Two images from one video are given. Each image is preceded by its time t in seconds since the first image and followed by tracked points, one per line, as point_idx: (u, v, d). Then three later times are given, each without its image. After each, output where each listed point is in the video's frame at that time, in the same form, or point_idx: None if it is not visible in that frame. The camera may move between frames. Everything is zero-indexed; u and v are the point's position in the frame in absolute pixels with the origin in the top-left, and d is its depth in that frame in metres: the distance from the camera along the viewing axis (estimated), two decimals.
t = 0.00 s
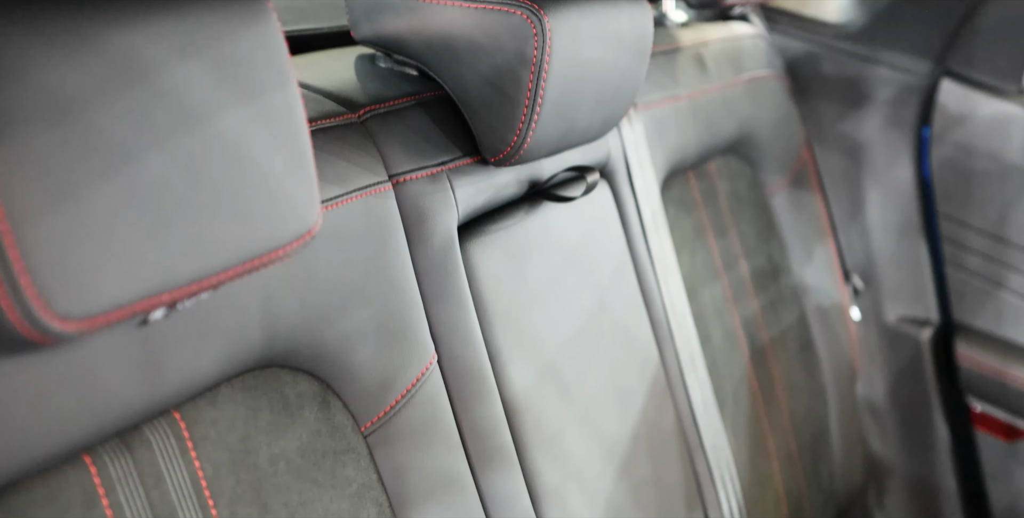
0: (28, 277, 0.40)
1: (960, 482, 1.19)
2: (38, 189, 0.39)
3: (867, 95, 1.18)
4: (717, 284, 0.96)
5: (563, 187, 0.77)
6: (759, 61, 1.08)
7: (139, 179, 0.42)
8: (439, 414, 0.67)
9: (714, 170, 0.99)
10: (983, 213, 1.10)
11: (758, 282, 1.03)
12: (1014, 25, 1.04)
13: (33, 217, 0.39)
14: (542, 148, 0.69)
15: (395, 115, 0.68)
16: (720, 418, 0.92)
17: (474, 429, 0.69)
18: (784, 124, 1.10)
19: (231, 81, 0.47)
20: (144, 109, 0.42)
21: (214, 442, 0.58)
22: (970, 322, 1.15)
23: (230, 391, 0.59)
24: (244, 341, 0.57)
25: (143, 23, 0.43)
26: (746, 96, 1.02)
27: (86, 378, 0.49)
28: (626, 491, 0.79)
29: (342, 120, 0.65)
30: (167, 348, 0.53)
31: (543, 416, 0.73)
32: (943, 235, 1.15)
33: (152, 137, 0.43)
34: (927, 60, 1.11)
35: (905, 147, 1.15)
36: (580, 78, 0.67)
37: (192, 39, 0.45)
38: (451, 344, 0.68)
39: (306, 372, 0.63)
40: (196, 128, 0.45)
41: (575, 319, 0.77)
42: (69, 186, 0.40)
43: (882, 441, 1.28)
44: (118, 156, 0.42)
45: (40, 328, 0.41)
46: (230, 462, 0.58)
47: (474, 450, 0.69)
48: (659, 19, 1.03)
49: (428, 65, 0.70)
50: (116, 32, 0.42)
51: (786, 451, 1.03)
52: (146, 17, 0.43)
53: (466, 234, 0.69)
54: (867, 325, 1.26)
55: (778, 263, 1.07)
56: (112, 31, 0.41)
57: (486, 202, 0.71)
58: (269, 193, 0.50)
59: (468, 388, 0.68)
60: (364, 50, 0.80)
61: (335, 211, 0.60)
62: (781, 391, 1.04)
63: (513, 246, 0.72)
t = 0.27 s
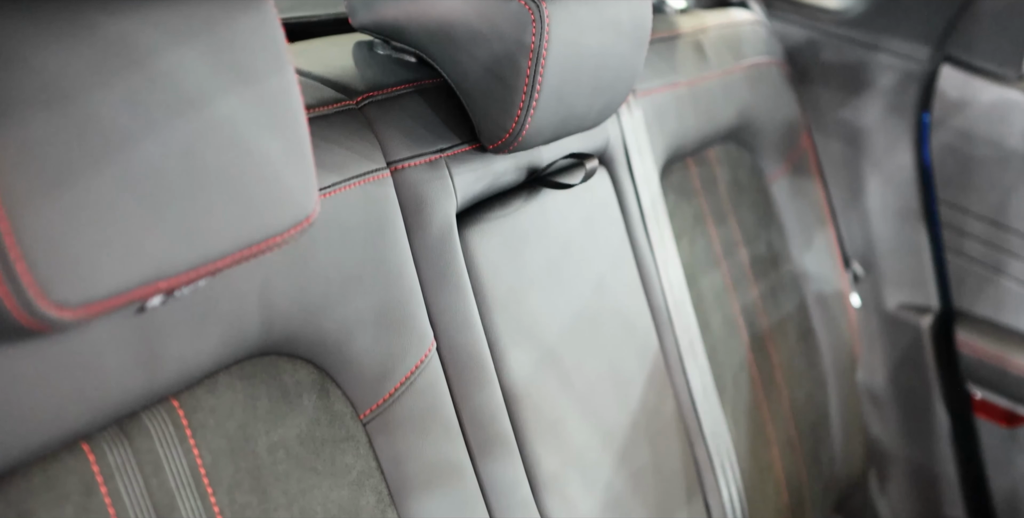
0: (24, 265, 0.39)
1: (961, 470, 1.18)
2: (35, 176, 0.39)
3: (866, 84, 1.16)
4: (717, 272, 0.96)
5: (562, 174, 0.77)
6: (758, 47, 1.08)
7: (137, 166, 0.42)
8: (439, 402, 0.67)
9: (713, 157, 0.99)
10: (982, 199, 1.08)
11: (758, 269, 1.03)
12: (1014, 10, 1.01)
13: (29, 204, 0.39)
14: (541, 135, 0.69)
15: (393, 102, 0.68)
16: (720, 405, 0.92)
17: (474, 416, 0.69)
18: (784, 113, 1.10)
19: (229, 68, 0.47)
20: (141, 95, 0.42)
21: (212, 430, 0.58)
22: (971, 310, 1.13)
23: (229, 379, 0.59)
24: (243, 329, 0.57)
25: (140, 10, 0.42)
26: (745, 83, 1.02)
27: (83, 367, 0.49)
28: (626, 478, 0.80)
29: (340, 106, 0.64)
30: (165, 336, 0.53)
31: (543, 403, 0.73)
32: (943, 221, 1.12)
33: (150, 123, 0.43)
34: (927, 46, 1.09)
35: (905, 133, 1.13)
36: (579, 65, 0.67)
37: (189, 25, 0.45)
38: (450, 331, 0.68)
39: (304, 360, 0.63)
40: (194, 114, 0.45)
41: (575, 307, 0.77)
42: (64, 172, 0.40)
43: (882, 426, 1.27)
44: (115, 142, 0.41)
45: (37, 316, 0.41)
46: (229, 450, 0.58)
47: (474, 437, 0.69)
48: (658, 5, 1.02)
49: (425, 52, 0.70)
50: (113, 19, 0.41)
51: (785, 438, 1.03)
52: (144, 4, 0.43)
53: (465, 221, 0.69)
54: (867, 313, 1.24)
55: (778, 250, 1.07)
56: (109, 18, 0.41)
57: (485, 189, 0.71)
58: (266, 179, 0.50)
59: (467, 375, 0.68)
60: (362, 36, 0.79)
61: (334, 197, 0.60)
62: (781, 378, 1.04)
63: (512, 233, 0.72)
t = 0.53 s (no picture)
0: (20, 252, 0.39)
1: (961, 457, 1.17)
2: (29, 163, 0.39)
3: (866, 71, 1.13)
4: (717, 259, 0.96)
5: (560, 161, 0.76)
6: (757, 34, 1.07)
7: (132, 152, 0.42)
8: (438, 389, 0.67)
9: (712, 144, 0.99)
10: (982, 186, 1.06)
11: (757, 256, 1.02)
12: None
13: (25, 190, 0.39)
14: (539, 122, 0.69)
15: (391, 90, 0.68)
16: (720, 393, 0.92)
17: (473, 404, 0.68)
18: (784, 100, 1.09)
19: (224, 55, 0.47)
20: (136, 81, 0.42)
21: (210, 418, 0.57)
22: (969, 296, 1.13)
23: (227, 367, 0.59)
24: (241, 317, 0.57)
25: None
26: (745, 70, 1.01)
27: (80, 356, 0.49)
28: (626, 466, 0.80)
29: (337, 94, 0.64)
30: (162, 324, 0.52)
31: (542, 390, 0.73)
32: (943, 208, 1.11)
33: (145, 110, 0.42)
34: (927, 33, 1.06)
35: (904, 121, 1.11)
36: (578, 53, 0.66)
37: (183, 13, 0.45)
38: (449, 319, 0.67)
39: (303, 348, 0.63)
40: (189, 101, 0.44)
41: (574, 295, 0.76)
42: (57, 158, 0.40)
43: (882, 413, 1.26)
44: (112, 128, 0.41)
45: (33, 304, 0.41)
46: (227, 438, 0.58)
47: (473, 424, 0.68)
48: None
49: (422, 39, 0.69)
50: (107, 6, 0.41)
51: (785, 426, 1.03)
52: None
53: (464, 208, 0.69)
54: (867, 303, 1.23)
55: (777, 237, 1.07)
56: (103, 4, 0.41)
57: (483, 176, 0.71)
58: (263, 166, 0.49)
59: (466, 363, 0.68)
60: (359, 24, 0.79)
61: (331, 185, 0.59)
62: (781, 365, 1.04)
63: (510, 220, 0.71)
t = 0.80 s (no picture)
0: (16, 240, 0.39)
1: (960, 445, 1.18)
2: (23, 150, 0.39)
3: (867, 57, 1.12)
4: (716, 246, 0.96)
5: (558, 148, 0.76)
6: (757, 21, 1.06)
7: (127, 139, 0.42)
8: (437, 377, 0.66)
9: (711, 131, 0.98)
10: (982, 173, 1.05)
11: (756, 244, 1.02)
12: None
13: (19, 177, 0.38)
14: (537, 108, 0.68)
15: (388, 76, 0.67)
16: (719, 381, 0.92)
17: (471, 392, 0.68)
18: (784, 87, 1.09)
19: (220, 41, 0.46)
20: (129, 68, 0.42)
21: (208, 405, 0.57)
22: (971, 284, 1.12)
23: (225, 355, 0.59)
24: (238, 304, 0.56)
25: None
26: (744, 57, 1.00)
27: (77, 344, 0.49)
28: (625, 454, 0.80)
29: (334, 81, 0.64)
30: (158, 312, 0.52)
31: (541, 377, 0.73)
32: (943, 195, 1.11)
33: (139, 96, 0.42)
34: (926, 20, 1.04)
35: (904, 106, 1.10)
36: (575, 38, 0.66)
37: None
38: (448, 307, 0.67)
39: (300, 335, 0.62)
40: (185, 87, 0.44)
41: (573, 283, 0.76)
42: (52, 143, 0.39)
43: (882, 403, 1.27)
44: (107, 115, 0.41)
45: (30, 292, 0.40)
46: (225, 426, 0.58)
47: (471, 412, 0.68)
48: None
49: (419, 26, 0.69)
50: None
51: (785, 413, 1.03)
52: None
53: (462, 196, 0.69)
54: (867, 289, 1.23)
55: (777, 224, 1.07)
56: None
57: (481, 163, 0.70)
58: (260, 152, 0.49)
59: (464, 350, 0.68)
60: (356, 11, 0.78)
61: (328, 171, 0.59)
62: (781, 353, 1.04)
63: (508, 208, 0.71)
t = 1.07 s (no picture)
0: (10, 227, 0.39)
1: (960, 433, 1.18)
2: (17, 136, 0.38)
3: (867, 45, 1.12)
4: (715, 234, 0.95)
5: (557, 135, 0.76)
6: (756, 9, 1.05)
7: (122, 125, 0.41)
8: (435, 366, 0.66)
9: (710, 118, 0.98)
10: (982, 159, 1.05)
11: (756, 231, 1.02)
12: None
13: (13, 164, 0.38)
14: (536, 95, 0.68)
15: (386, 64, 0.67)
16: (719, 369, 0.91)
17: (470, 380, 0.68)
18: (783, 75, 1.08)
19: (216, 27, 0.46)
20: (124, 54, 0.41)
21: (206, 393, 0.57)
22: (970, 271, 1.12)
23: (222, 343, 0.58)
24: (235, 291, 0.56)
25: None
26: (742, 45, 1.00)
27: (73, 331, 0.48)
28: (625, 442, 0.80)
29: (331, 68, 0.63)
30: (154, 299, 0.52)
31: (540, 365, 0.72)
32: (943, 183, 1.10)
33: (134, 82, 0.42)
34: (925, 6, 1.03)
35: (904, 94, 1.10)
36: (573, 25, 0.65)
37: None
38: (446, 294, 0.67)
39: (298, 323, 0.62)
40: (181, 74, 0.44)
41: (571, 271, 0.76)
42: (47, 127, 0.39)
43: (882, 390, 1.26)
44: (102, 102, 0.41)
45: (25, 278, 0.40)
46: (223, 414, 0.58)
47: (470, 400, 0.68)
48: None
49: (417, 13, 0.69)
50: None
51: (785, 401, 1.03)
52: None
53: (460, 183, 0.68)
54: (866, 278, 1.22)
55: (776, 212, 1.07)
56: None
57: (480, 150, 0.70)
58: (257, 138, 0.49)
59: (462, 338, 0.68)
60: None
61: (325, 158, 0.59)
62: (781, 341, 1.04)
63: (507, 195, 0.71)
